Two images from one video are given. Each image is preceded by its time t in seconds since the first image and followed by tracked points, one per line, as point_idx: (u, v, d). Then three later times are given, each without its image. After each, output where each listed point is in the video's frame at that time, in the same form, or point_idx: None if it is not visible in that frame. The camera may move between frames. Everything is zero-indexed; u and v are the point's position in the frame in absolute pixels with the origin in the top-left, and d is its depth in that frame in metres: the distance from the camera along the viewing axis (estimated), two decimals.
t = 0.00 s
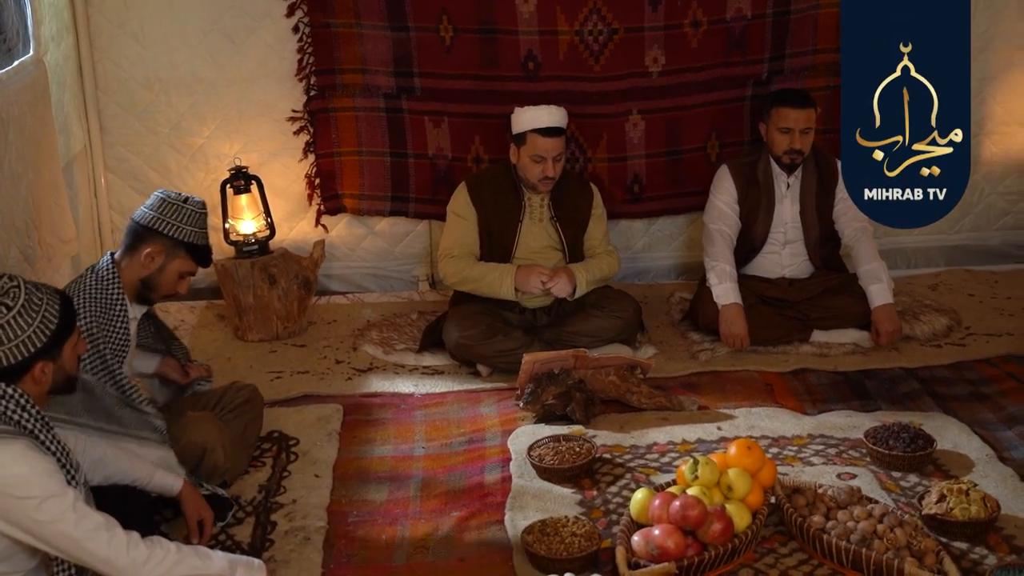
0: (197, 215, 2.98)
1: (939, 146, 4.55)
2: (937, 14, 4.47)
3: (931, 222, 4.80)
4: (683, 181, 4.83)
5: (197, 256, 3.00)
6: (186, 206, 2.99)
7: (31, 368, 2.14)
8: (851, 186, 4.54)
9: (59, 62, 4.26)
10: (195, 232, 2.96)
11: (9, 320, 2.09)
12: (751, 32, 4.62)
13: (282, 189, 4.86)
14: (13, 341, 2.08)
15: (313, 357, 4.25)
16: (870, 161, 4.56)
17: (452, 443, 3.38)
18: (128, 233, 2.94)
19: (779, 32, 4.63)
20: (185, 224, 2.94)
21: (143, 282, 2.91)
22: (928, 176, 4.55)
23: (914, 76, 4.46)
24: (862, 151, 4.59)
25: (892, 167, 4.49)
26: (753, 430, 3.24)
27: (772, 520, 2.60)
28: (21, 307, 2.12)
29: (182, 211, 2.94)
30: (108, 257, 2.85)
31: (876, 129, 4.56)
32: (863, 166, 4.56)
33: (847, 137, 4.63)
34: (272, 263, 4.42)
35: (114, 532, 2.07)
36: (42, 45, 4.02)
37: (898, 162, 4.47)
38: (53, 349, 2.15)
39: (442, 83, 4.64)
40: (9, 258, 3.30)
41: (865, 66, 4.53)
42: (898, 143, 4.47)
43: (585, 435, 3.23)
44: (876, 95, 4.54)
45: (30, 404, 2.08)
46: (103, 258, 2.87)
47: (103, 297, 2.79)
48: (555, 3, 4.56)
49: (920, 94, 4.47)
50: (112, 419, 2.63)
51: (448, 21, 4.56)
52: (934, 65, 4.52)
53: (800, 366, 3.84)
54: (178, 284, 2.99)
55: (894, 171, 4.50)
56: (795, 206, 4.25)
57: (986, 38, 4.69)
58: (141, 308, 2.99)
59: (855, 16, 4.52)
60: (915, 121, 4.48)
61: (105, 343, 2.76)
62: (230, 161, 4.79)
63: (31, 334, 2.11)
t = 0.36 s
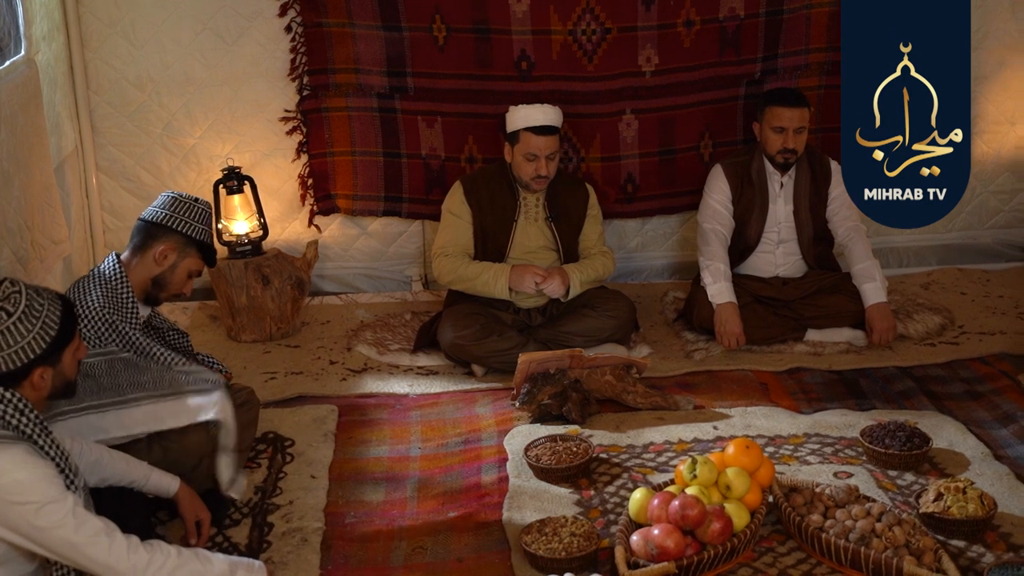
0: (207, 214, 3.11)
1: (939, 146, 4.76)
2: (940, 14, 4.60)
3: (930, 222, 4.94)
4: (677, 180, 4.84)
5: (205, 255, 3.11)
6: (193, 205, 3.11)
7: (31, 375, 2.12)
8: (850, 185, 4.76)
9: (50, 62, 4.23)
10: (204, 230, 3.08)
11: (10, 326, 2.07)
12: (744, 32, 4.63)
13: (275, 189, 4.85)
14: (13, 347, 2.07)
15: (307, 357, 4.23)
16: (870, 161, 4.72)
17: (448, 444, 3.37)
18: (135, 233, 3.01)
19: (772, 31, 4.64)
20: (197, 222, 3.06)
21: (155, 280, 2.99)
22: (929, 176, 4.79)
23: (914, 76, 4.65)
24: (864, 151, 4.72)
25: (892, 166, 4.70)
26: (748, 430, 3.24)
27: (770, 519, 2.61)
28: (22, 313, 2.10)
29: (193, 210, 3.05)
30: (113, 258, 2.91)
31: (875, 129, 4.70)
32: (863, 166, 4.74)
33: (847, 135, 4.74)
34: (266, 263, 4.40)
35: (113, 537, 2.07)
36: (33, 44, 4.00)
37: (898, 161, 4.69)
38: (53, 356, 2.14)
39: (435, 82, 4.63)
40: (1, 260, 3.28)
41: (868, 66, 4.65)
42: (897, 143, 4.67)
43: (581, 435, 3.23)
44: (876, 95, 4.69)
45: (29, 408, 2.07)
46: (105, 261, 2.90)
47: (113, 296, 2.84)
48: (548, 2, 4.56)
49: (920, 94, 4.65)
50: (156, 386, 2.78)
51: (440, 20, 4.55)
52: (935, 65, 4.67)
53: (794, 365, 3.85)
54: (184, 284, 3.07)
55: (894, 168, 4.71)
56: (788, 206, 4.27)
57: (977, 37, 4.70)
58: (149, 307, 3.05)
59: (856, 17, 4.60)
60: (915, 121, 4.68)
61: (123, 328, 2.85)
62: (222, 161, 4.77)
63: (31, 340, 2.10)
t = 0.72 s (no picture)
0: (204, 219, 3.04)
1: (939, 146, 4.86)
2: (941, 14, 4.66)
3: (930, 223, 4.98)
4: (668, 180, 4.85)
5: (204, 259, 3.05)
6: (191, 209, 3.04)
7: (24, 390, 2.11)
8: (851, 185, 4.91)
9: (39, 62, 4.21)
10: (201, 235, 3.02)
11: (4, 341, 2.06)
12: (735, 31, 4.63)
13: (266, 190, 4.83)
14: (7, 362, 2.06)
15: (299, 359, 4.22)
16: (870, 160, 4.86)
17: (442, 444, 3.36)
18: (132, 238, 2.95)
19: (763, 31, 4.65)
20: (194, 227, 2.99)
21: (153, 287, 2.94)
22: (928, 176, 4.91)
23: (913, 76, 4.76)
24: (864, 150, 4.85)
25: (892, 164, 4.85)
26: (742, 429, 3.25)
27: (765, 518, 2.61)
28: (15, 328, 2.09)
29: (191, 215, 2.99)
30: (110, 265, 2.78)
31: (876, 129, 4.80)
32: (863, 166, 4.88)
33: (848, 136, 4.84)
34: (257, 265, 4.39)
35: (111, 548, 2.08)
36: (23, 45, 3.97)
37: (897, 159, 4.84)
38: (46, 370, 2.12)
39: (427, 83, 4.62)
40: None
41: (868, 66, 4.73)
42: (897, 143, 4.81)
43: (575, 435, 3.23)
44: (876, 95, 4.77)
45: (22, 419, 2.05)
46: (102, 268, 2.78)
47: (112, 305, 2.73)
48: (539, 2, 4.56)
49: (919, 94, 4.77)
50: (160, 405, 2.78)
51: (432, 20, 4.54)
52: (935, 65, 4.74)
53: (787, 364, 3.86)
54: (182, 289, 3.02)
55: (894, 166, 4.85)
56: (780, 205, 4.27)
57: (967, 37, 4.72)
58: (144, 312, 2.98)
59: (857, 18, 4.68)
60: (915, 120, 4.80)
61: (122, 343, 2.75)
62: (213, 162, 4.75)
63: (24, 354, 2.08)
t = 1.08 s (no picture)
0: (180, 215, 2.95)
1: (939, 146, 4.88)
2: (940, 14, 4.69)
3: (930, 223, 5.00)
4: (659, 181, 4.85)
5: (188, 254, 2.98)
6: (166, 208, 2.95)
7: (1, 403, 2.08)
8: (851, 185, 4.93)
9: (25, 64, 4.17)
10: (182, 232, 2.94)
11: None
12: (724, 32, 4.64)
13: (254, 191, 4.80)
14: None
15: (289, 361, 4.20)
16: (870, 160, 4.88)
17: (434, 446, 3.35)
18: (111, 245, 2.88)
19: (753, 32, 4.65)
20: (171, 227, 2.91)
21: (141, 291, 2.89)
22: (928, 176, 4.93)
23: (913, 76, 4.76)
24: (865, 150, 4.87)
25: (891, 164, 4.88)
26: (735, 430, 3.25)
27: (759, 519, 2.61)
28: None
29: (165, 214, 2.90)
30: (98, 270, 2.79)
31: (875, 129, 4.83)
32: (863, 166, 4.90)
33: (848, 137, 4.86)
34: (246, 266, 4.38)
35: (96, 557, 2.07)
36: (8, 46, 3.94)
37: (897, 159, 4.86)
38: (17, 385, 2.07)
39: (416, 83, 4.61)
40: None
41: (867, 66, 4.75)
42: (897, 143, 4.84)
43: (567, 436, 3.23)
44: (876, 95, 4.78)
45: None
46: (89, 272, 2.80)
47: (100, 311, 2.72)
48: (529, 2, 4.55)
49: (919, 94, 4.79)
50: (139, 418, 2.73)
51: (421, 21, 4.53)
52: (935, 65, 4.77)
53: (778, 364, 3.86)
54: (173, 286, 2.97)
55: (893, 166, 4.88)
56: (770, 205, 4.27)
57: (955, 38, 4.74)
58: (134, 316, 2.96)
59: (856, 18, 4.71)
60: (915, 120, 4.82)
61: (106, 353, 2.72)
62: (201, 163, 4.72)
63: None
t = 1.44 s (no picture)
0: (138, 209, 2.90)
1: (938, 146, 4.91)
2: (939, 15, 4.71)
3: (931, 223, 5.02)
4: (648, 182, 4.84)
5: (155, 248, 2.95)
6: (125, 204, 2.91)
7: None
8: (851, 184, 4.94)
9: (11, 65, 4.13)
10: (143, 227, 2.90)
11: None
12: (713, 33, 4.63)
13: (242, 193, 4.78)
14: None
15: (278, 364, 4.17)
16: (870, 161, 4.89)
17: (424, 450, 3.34)
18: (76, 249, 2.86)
19: (741, 33, 4.65)
20: (130, 223, 2.87)
21: (110, 290, 2.87)
22: (928, 176, 4.95)
23: (914, 76, 4.78)
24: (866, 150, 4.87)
25: (892, 163, 4.89)
26: (726, 431, 3.25)
27: (752, 522, 2.61)
28: None
29: (124, 212, 2.87)
30: (66, 269, 2.76)
31: (876, 129, 4.84)
32: (863, 166, 4.91)
33: (848, 137, 4.86)
34: (234, 269, 4.35)
35: (79, 560, 2.04)
36: None
37: (897, 158, 4.88)
38: None
39: (405, 84, 4.59)
40: None
41: (865, 66, 4.76)
42: (898, 143, 4.86)
43: (558, 439, 3.22)
44: (877, 95, 4.79)
45: None
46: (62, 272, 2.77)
47: (69, 312, 2.68)
48: (518, 3, 4.54)
49: (919, 94, 4.80)
50: (115, 416, 2.67)
51: (409, 22, 4.51)
52: (934, 64, 4.78)
53: (769, 365, 3.86)
54: (144, 281, 2.94)
55: (893, 164, 4.89)
56: (760, 206, 4.28)
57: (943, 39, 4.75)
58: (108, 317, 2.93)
59: (856, 18, 4.71)
60: (916, 119, 4.84)
61: (76, 354, 2.67)
62: (189, 166, 4.70)
63: None
